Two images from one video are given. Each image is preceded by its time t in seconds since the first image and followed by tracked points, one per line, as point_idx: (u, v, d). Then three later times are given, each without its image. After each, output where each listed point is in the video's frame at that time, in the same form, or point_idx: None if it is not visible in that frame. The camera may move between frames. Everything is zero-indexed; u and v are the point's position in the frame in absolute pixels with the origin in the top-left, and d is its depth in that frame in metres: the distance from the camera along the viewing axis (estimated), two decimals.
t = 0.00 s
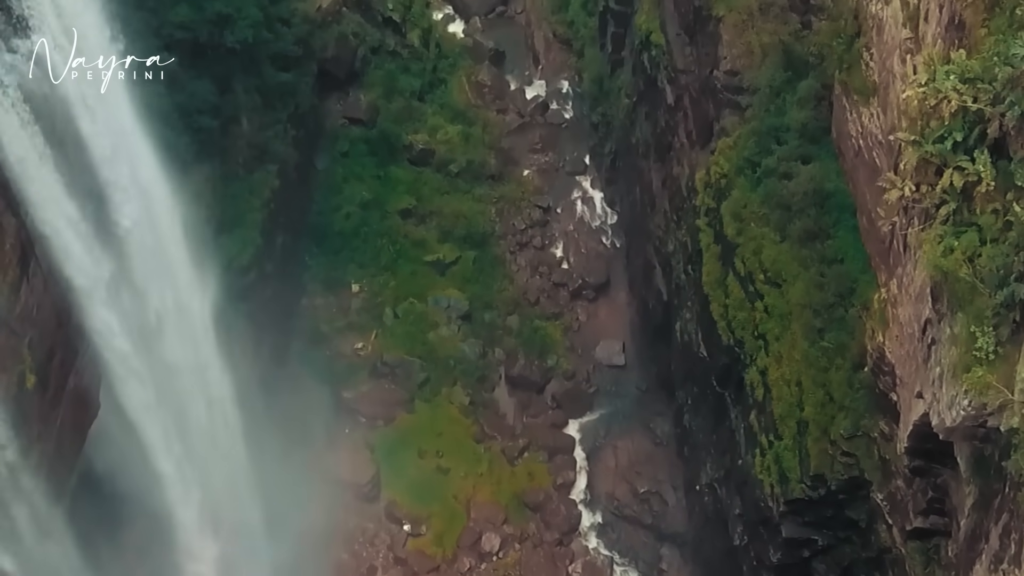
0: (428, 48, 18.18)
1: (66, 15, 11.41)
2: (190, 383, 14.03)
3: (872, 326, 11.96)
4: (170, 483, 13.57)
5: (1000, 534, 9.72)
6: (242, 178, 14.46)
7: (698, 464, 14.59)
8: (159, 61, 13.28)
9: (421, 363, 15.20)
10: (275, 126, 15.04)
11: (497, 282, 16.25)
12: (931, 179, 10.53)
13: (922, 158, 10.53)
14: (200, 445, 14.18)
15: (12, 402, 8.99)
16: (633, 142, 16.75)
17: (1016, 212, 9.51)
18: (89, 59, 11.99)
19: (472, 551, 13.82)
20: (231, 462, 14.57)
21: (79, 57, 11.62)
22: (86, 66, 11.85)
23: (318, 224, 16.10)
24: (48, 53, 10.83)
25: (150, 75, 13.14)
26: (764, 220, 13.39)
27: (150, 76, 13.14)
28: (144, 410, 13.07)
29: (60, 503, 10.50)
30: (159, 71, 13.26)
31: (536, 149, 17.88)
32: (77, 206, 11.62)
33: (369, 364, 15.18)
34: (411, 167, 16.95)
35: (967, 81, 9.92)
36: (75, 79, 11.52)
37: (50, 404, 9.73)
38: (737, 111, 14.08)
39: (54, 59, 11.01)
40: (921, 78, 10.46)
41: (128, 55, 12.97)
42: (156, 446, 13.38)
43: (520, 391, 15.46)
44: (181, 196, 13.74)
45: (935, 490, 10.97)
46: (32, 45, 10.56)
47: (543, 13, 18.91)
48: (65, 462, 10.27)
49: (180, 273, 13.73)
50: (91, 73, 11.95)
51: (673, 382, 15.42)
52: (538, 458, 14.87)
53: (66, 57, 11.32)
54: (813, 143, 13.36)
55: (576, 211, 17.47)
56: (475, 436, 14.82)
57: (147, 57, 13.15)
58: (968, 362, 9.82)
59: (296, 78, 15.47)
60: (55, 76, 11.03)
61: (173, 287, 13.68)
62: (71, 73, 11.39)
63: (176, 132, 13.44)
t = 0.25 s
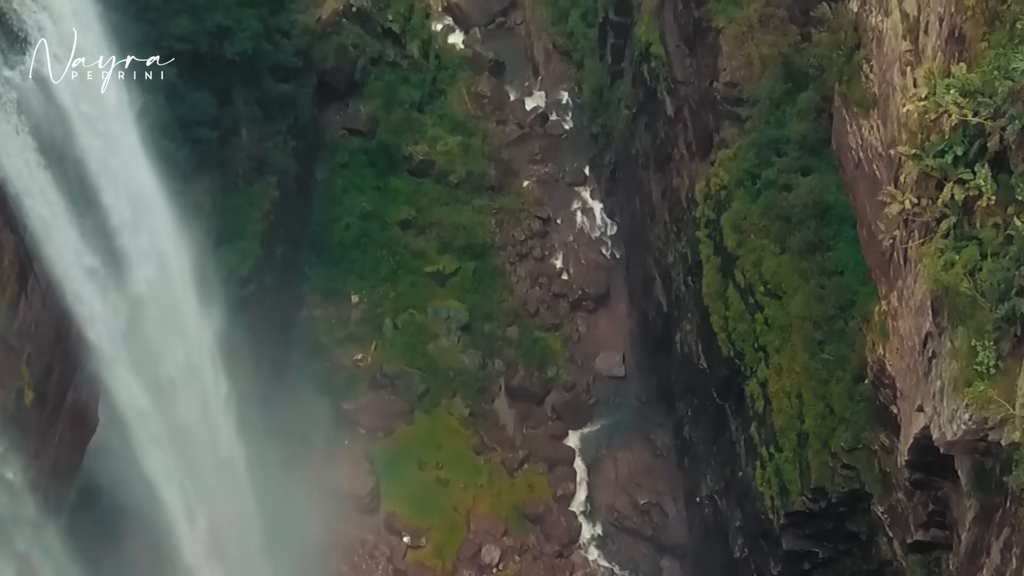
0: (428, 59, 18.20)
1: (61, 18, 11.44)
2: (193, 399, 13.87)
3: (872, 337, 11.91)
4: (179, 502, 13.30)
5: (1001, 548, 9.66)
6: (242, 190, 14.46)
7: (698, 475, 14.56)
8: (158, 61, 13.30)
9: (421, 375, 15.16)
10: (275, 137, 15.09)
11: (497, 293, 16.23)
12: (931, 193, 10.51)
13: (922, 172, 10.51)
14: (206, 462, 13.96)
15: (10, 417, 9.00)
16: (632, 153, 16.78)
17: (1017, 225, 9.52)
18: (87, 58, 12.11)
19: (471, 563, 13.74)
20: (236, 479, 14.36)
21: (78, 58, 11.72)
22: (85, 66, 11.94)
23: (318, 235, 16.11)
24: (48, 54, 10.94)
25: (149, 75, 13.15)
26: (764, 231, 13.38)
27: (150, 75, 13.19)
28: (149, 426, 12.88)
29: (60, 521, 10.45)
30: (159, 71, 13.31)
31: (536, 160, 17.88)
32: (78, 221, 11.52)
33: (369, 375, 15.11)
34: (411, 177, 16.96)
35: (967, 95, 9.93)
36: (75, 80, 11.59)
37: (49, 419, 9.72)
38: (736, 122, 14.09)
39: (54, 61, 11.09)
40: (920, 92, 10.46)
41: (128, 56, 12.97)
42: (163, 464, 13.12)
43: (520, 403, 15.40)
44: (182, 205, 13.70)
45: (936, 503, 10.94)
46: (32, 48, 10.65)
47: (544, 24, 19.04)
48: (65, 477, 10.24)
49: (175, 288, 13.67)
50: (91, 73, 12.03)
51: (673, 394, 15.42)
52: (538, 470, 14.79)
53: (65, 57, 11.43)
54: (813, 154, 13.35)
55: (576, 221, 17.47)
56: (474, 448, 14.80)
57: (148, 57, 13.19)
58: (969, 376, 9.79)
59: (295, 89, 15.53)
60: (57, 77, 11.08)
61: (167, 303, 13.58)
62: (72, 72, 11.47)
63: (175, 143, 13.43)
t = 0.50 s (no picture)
0: (427, 69, 18.23)
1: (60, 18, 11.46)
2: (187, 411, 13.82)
3: (872, 350, 11.90)
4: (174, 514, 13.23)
5: (1003, 562, 9.60)
6: (242, 201, 14.46)
7: (698, 487, 14.51)
8: (158, 62, 13.30)
9: (420, 386, 15.13)
10: (275, 148, 15.13)
11: (496, 304, 16.22)
12: (932, 206, 10.50)
13: (922, 186, 10.50)
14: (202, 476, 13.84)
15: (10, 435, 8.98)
16: (632, 164, 16.80)
17: (1017, 240, 9.47)
18: (88, 58, 12.10)
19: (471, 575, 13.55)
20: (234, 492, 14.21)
21: (78, 58, 11.71)
22: (87, 66, 11.96)
23: (317, 246, 16.11)
24: (48, 54, 10.88)
25: (149, 75, 13.12)
26: (763, 243, 13.36)
27: (150, 75, 13.16)
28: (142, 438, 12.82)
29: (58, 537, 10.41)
30: (158, 71, 13.31)
31: (536, 170, 17.94)
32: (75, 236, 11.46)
33: (369, 386, 15.08)
34: (411, 188, 16.97)
35: (968, 108, 9.90)
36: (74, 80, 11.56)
37: (47, 435, 9.70)
38: (736, 133, 14.09)
39: (53, 61, 11.06)
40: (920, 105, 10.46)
41: (129, 56, 12.86)
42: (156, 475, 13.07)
43: (520, 413, 15.37)
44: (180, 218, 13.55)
45: (937, 516, 10.92)
46: (33, 48, 10.56)
47: (544, 35, 19.09)
48: (62, 492, 10.21)
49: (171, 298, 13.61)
50: (91, 73, 12.00)
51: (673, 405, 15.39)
52: (537, 481, 14.74)
53: (65, 57, 11.39)
54: (812, 166, 13.40)
55: (575, 232, 17.50)
56: (474, 459, 14.72)
57: (148, 57, 13.16)
58: (970, 391, 9.71)
59: (295, 100, 15.64)
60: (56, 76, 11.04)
61: (163, 313, 13.51)
62: (72, 73, 11.47)
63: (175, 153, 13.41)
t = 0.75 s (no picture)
0: (427, 80, 18.27)
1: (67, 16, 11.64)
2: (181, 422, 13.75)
3: (872, 363, 11.88)
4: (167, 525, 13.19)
5: None
6: (242, 213, 14.44)
7: (698, 499, 14.47)
8: (158, 61, 13.30)
9: (420, 397, 15.09)
10: (275, 159, 15.15)
11: (496, 315, 16.20)
12: (932, 220, 10.49)
13: (922, 199, 10.50)
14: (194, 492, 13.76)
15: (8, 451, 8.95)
16: (632, 175, 16.82)
17: (1017, 253, 9.43)
18: (89, 57, 12.31)
19: None
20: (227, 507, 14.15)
21: (79, 57, 11.91)
22: (87, 65, 12.17)
23: (316, 257, 16.10)
24: (48, 53, 10.97)
25: (149, 75, 13.16)
26: (763, 254, 13.36)
27: (150, 75, 13.19)
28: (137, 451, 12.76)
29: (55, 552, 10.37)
30: (159, 71, 13.33)
31: (535, 182, 17.95)
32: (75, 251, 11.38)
33: (368, 397, 15.03)
34: (410, 199, 16.98)
35: (968, 121, 9.87)
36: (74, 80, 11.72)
37: (45, 450, 9.69)
38: (735, 145, 14.10)
39: (53, 61, 11.17)
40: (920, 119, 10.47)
41: (129, 56, 12.93)
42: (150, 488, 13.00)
43: (519, 425, 15.35)
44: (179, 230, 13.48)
45: (937, 529, 10.87)
46: (32, 53, 10.61)
47: (544, 46, 19.17)
48: (59, 508, 10.17)
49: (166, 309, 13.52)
50: (91, 73, 12.18)
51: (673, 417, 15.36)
52: (536, 493, 14.66)
53: (65, 58, 11.56)
54: (812, 178, 13.40)
55: (575, 243, 17.52)
56: (473, 470, 14.66)
57: (148, 57, 13.17)
58: (971, 405, 9.66)
59: (295, 111, 15.65)
60: (56, 74, 11.18)
61: (158, 324, 13.43)
62: (72, 73, 11.63)
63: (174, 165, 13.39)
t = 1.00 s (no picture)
0: (427, 91, 18.27)
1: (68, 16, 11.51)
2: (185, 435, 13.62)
3: (873, 375, 11.87)
4: (176, 540, 13.06)
5: None
6: (241, 224, 14.43)
7: (699, 511, 14.43)
8: (159, 62, 13.37)
9: (420, 408, 15.08)
10: (274, 170, 15.16)
11: (495, 325, 16.18)
12: (932, 233, 10.47)
13: (923, 213, 10.49)
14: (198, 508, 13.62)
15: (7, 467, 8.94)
16: (631, 186, 16.83)
17: (1018, 268, 9.39)
18: (88, 57, 12.15)
19: None
20: (230, 523, 14.04)
21: (80, 57, 11.76)
22: (87, 66, 12.03)
23: (315, 268, 16.08)
24: (48, 54, 10.85)
25: (149, 75, 13.24)
26: (763, 266, 13.36)
27: (150, 75, 13.25)
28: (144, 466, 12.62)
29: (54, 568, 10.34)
30: (159, 71, 13.39)
31: (535, 192, 17.94)
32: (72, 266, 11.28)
33: (368, 409, 15.03)
34: (410, 210, 16.98)
35: (968, 134, 9.82)
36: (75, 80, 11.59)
37: (44, 466, 9.68)
38: (735, 156, 14.10)
39: (54, 60, 11.03)
40: (921, 131, 10.44)
41: (128, 56, 12.96)
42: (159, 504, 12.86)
43: (519, 436, 15.30)
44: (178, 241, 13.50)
45: (937, 542, 10.85)
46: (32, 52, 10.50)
47: (544, 57, 19.21)
48: (58, 523, 10.15)
49: (167, 321, 13.40)
50: (91, 73, 12.10)
51: (673, 428, 15.33)
52: (536, 504, 14.59)
53: (66, 57, 11.40)
54: (812, 190, 13.40)
55: (575, 253, 17.51)
56: (473, 482, 14.60)
57: (148, 57, 13.24)
58: (972, 419, 9.62)
59: (295, 122, 15.61)
60: (56, 75, 11.04)
61: (161, 337, 13.30)
62: (71, 73, 11.47)
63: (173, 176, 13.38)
